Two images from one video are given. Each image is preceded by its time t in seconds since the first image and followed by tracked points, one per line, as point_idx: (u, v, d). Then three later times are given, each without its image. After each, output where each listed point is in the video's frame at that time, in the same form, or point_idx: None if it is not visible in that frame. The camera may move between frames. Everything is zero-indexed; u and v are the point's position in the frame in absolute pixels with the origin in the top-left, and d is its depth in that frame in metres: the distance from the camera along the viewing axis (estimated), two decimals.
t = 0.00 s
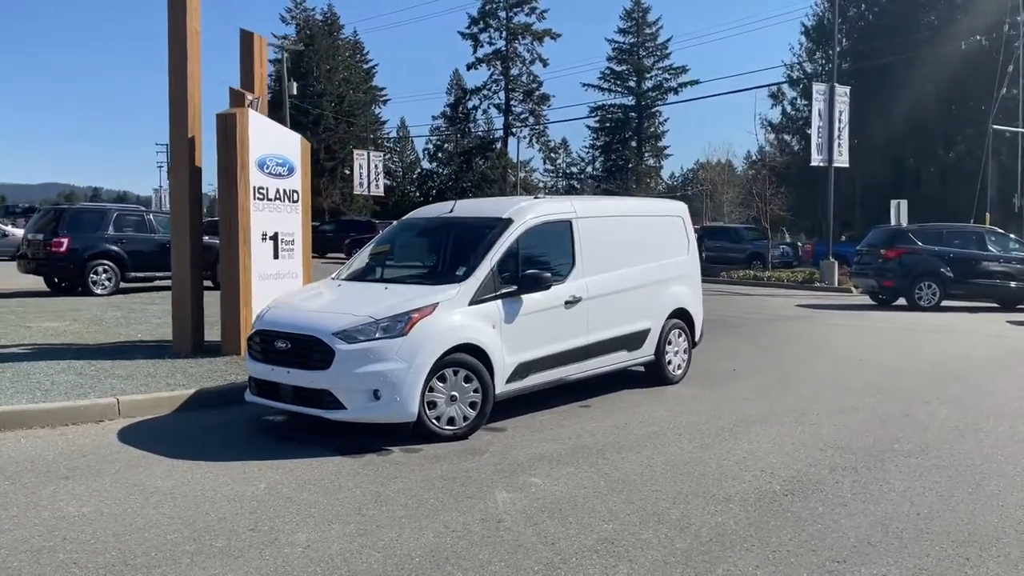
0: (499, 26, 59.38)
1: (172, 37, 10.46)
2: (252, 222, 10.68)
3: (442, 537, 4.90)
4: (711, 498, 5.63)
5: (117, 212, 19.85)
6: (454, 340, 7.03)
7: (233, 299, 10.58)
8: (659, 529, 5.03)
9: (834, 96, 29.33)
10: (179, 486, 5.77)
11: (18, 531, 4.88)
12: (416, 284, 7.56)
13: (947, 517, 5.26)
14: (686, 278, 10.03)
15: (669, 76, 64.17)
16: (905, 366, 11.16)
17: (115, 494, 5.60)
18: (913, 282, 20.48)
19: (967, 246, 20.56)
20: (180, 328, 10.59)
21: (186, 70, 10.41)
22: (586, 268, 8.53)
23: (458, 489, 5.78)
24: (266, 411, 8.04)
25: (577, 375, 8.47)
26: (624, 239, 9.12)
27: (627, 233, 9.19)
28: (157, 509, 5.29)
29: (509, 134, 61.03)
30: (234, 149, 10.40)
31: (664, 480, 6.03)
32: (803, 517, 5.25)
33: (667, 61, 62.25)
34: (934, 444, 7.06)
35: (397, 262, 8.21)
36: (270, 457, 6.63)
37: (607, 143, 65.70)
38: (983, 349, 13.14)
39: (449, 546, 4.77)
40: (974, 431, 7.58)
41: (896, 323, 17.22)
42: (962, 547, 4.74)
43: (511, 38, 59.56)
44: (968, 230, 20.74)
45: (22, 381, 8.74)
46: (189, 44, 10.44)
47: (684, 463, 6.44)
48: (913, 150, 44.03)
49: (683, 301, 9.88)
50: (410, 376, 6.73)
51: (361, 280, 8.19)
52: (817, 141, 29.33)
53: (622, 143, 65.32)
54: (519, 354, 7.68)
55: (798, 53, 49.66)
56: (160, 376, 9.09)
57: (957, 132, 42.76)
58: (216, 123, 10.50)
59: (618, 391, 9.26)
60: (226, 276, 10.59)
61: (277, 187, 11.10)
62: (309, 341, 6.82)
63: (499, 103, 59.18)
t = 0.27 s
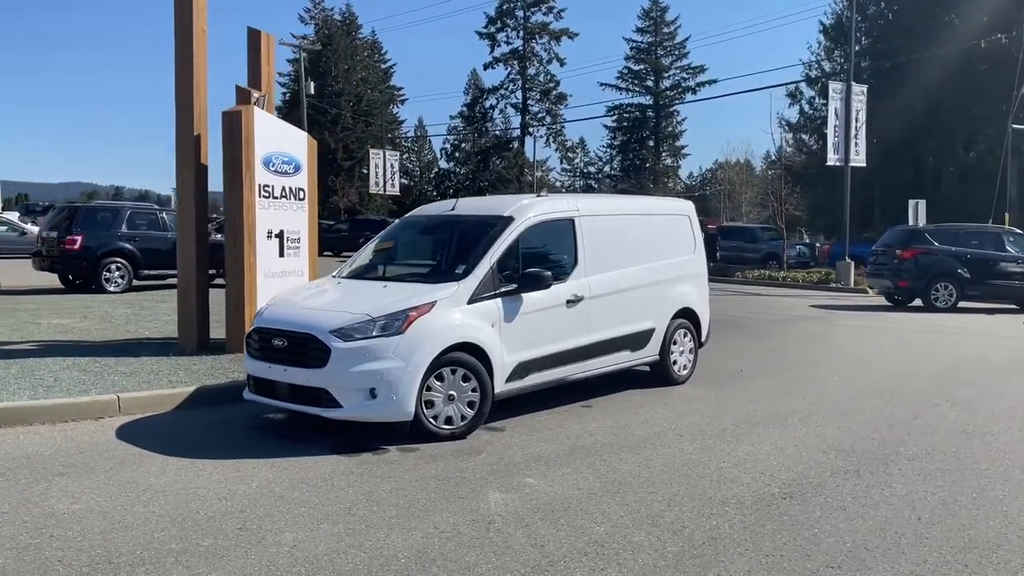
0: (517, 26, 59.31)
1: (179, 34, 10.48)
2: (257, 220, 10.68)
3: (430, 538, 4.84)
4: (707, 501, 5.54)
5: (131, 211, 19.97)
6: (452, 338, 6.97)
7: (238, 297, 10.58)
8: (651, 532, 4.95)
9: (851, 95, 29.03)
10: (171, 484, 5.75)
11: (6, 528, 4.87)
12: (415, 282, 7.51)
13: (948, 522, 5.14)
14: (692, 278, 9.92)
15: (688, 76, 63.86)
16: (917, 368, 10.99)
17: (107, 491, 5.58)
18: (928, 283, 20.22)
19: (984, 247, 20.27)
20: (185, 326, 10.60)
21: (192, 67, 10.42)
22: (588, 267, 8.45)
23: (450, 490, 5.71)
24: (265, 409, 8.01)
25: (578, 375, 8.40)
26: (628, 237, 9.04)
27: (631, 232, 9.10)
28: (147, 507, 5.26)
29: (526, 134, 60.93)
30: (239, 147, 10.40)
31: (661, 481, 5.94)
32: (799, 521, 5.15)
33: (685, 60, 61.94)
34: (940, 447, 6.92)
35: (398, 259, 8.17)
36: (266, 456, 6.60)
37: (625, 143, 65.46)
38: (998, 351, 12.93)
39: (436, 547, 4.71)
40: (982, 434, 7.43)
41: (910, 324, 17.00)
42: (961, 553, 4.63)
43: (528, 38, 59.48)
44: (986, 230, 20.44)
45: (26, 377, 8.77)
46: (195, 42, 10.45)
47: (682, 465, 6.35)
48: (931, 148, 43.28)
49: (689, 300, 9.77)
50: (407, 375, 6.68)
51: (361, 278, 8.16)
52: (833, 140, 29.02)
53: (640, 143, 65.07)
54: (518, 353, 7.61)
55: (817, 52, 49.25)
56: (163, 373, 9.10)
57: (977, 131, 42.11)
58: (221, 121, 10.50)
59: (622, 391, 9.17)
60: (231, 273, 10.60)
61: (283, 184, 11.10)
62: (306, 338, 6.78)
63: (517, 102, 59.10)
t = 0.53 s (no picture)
0: (534, 25, 59.20)
1: (184, 33, 10.47)
2: (262, 218, 10.65)
3: (418, 541, 4.76)
4: (704, 505, 5.43)
5: (143, 209, 20.05)
6: (450, 338, 6.89)
7: (242, 295, 10.57)
8: (644, 537, 4.85)
9: (868, 93, 28.70)
10: (163, 484, 5.71)
11: None
12: (413, 281, 7.44)
13: (951, 529, 5.00)
14: (699, 277, 9.79)
15: (705, 74, 63.48)
16: (930, 370, 10.81)
17: (98, 490, 5.54)
18: (945, 284, 19.94)
19: (1002, 247, 19.95)
20: (190, 324, 10.60)
21: (197, 65, 10.41)
22: (590, 266, 8.35)
23: (444, 491, 5.63)
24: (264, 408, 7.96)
25: (580, 375, 8.30)
26: (633, 235, 8.93)
27: (636, 231, 8.98)
28: (136, 508, 5.21)
29: (542, 133, 60.79)
30: (244, 145, 10.37)
31: (658, 485, 5.83)
32: (797, 527, 5.04)
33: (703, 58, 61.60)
34: (947, 451, 6.77)
35: (398, 258, 8.10)
36: (260, 456, 6.55)
37: (642, 142, 65.17)
38: (1014, 353, 12.68)
39: (424, 550, 4.64)
40: (992, 438, 7.26)
41: (926, 325, 16.75)
42: (963, 562, 4.50)
43: (545, 37, 59.36)
44: (1004, 230, 20.11)
45: (28, 375, 8.78)
46: (200, 40, 10.43)
47: (681, 468, 6.24)
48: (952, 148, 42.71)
49: (695, 300, 9.64)
50: (403, 375, 6.60)
51: (360, 277, 8.10)
52: (850, 139, 28.68)
53: (657, 142, 64.75)
54: (517, 353, 7.52)
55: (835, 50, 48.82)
56: (164, 372, 9.08)
57: (999, 130, 41.50)
58: (226, 119, 10.47)
59: (626, 392, 9.07)
60: (235, 272, 10.57)
61: (288, 182, 11.07)
62: (301, 337, 6.73)
63: (533, 102, 58.97)
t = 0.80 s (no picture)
0: (550, 24, 59.07)
1: (189, 33, 10.47)
2: (266, 217, 10.65)
3: (405, 545, 4.70)
4: (699, 510, 5.34)
5: (155, 208, 20.11)
6: (446, 338, 6.83)
7: (246, 295, 10.57)
8: (635, 542, 4.77)
9: (884, 91, 28.36)
10: (154, 484, 5.68)
11: None
12: (411, 281, 7.39)
13: (950, 536, 4.89)
14: (704, 278, 9.69)
15: (723, 73, 63.11)
16: (941, 372, 10.63)
17: (89, 490, 5.52)
18: (961, 284, 19.66)
19: (1019, 247, 19.65)
20: (194, 322, 10.61)
21: (202, 65, 10.42)
22: (592, 266, 8.27)
23: (435, 494, 5.58)
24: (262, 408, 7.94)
25: (581, 376, 8.22)
26: (636, 234, 8.83)
27: (639, 231, 8.88)
28: (125, 508, 5.19)
29: (558, 132, 60.63)
30: (248, 144, 10.35)
31: (654, 488, 5.75)
32: (791, 532, 4.94)
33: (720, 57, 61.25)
34: (952, 455, 6.63)
35: (397, 257, 8.05)
36: (255, 456, 6.52)
37: (659, 141, 64.86)
38: None
39: (410, 554, 4.58)
40: (999, 443, 7.11)
41: (941, 326, 16.51)
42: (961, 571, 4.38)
43: (562, 35, 59.23)
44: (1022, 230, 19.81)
45: (30, 373, 8.80)
46: (205, 40, 10.44)
47: (678, 471, 6.15)
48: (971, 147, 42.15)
49: (700, 301, 9.54)
50: (398, 375, 6.56)
51: (359, 276, 8.06)
52: (866, 137, 28.40)
53: (673, 141, 64.42)
54: (516, 354, 7.45)
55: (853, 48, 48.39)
56: (166, 371, 9.08)
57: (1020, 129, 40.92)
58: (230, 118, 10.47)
59: (629, 393, 8.98)
60: (239, 271, 10.57)
61: (293, 181, 11.06)
62: (297, 337, 6.70)
63: (549, 100, 58.84)
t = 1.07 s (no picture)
0: (565, 22, 58.91)
1: (192, 31, 10.47)
2: (268, 215, 10.64)
3: (389, 546, 4.65)
4: (691, 513, 5.26)
5: (165, 206, 20.14)
6: (441, 337, 6.78)
7: (248, 292, 10.55)
8: (623, 545, 4.69)
9: (899, 89, 28.07)
10: (143, 482, 5.66)
11: None
12: (407, 279, 7.34)
13: (946, 542, 4.78)
14: (708, 277, 9.59)
15: (739, 71, 62.73)
16: (950, 374, 10.47)
17: (78, 487, 5.51)
18: (974, 284, 19.42)
19: None
20: (196, 320, 10.61)
21: (205, 64, 10.42)
22: (592, 265, 8.19)
23: (425, 494, 5.52)
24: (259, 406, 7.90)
25: (580, 376, 8.15)
26: (638, 232, 8.75)
27: (641, 229, 8.80)
28: (112, 506, 5.16)
29: (572, 131, 60.45)
30: (251, 142, 10.35)
31: (646, 490, 5.67)
32: (784, 536, 4.85)
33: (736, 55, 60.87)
34: (955, 459, 6.52)
35: (394, 256, 8.01)
36: (247, 454, 6.49)
37: (674, 140, 64.55)
38: None
39: (394, 556, 4.53)
40: (1005, 447, 6.97)
41: (954, 327, 16.29)
42: None
43: (577, 34, 59.07)
44: None
45: (30, 369, 8.81)
46: (208, 38, 10.44)
47: (673, 473, 6.07)
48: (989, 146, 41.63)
49: (703, 301, 9.44)
50: (393, 374, 6.51)
51: (355, 274, 8.03)
52: (880, 136, 28.13)
53: (689, 140, 64.09)
54: (512, 353, 7.39)
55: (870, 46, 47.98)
56: (165, 368, 9.07)
57: None
58: (232, 115, 10.47)
59: (630, 393, 8.89)
60: (241, 268, 10.56)
61: (296, 179, 11.05)
62: (291, 335, 6.66)
63: (564, 99, 58.71)
